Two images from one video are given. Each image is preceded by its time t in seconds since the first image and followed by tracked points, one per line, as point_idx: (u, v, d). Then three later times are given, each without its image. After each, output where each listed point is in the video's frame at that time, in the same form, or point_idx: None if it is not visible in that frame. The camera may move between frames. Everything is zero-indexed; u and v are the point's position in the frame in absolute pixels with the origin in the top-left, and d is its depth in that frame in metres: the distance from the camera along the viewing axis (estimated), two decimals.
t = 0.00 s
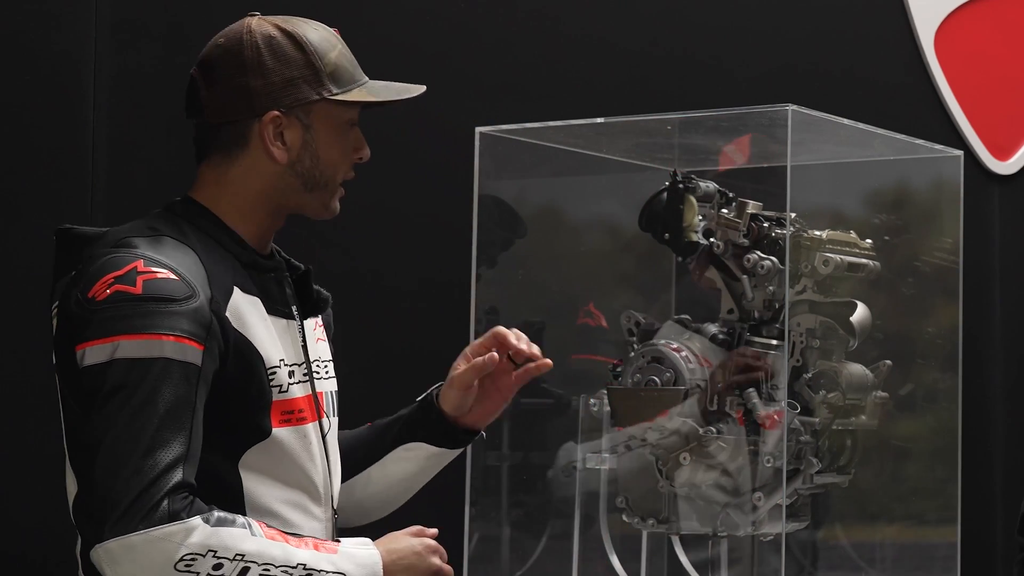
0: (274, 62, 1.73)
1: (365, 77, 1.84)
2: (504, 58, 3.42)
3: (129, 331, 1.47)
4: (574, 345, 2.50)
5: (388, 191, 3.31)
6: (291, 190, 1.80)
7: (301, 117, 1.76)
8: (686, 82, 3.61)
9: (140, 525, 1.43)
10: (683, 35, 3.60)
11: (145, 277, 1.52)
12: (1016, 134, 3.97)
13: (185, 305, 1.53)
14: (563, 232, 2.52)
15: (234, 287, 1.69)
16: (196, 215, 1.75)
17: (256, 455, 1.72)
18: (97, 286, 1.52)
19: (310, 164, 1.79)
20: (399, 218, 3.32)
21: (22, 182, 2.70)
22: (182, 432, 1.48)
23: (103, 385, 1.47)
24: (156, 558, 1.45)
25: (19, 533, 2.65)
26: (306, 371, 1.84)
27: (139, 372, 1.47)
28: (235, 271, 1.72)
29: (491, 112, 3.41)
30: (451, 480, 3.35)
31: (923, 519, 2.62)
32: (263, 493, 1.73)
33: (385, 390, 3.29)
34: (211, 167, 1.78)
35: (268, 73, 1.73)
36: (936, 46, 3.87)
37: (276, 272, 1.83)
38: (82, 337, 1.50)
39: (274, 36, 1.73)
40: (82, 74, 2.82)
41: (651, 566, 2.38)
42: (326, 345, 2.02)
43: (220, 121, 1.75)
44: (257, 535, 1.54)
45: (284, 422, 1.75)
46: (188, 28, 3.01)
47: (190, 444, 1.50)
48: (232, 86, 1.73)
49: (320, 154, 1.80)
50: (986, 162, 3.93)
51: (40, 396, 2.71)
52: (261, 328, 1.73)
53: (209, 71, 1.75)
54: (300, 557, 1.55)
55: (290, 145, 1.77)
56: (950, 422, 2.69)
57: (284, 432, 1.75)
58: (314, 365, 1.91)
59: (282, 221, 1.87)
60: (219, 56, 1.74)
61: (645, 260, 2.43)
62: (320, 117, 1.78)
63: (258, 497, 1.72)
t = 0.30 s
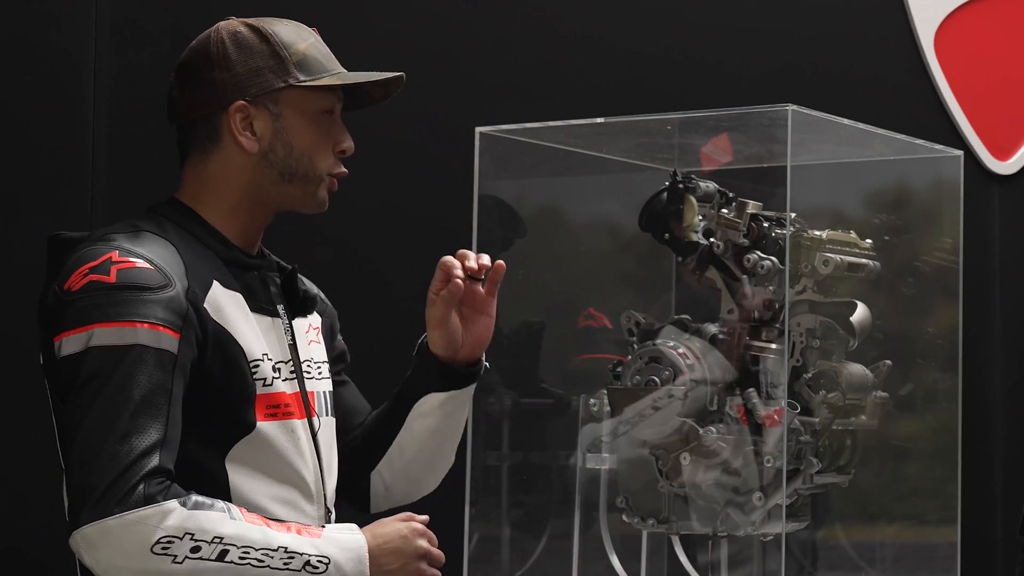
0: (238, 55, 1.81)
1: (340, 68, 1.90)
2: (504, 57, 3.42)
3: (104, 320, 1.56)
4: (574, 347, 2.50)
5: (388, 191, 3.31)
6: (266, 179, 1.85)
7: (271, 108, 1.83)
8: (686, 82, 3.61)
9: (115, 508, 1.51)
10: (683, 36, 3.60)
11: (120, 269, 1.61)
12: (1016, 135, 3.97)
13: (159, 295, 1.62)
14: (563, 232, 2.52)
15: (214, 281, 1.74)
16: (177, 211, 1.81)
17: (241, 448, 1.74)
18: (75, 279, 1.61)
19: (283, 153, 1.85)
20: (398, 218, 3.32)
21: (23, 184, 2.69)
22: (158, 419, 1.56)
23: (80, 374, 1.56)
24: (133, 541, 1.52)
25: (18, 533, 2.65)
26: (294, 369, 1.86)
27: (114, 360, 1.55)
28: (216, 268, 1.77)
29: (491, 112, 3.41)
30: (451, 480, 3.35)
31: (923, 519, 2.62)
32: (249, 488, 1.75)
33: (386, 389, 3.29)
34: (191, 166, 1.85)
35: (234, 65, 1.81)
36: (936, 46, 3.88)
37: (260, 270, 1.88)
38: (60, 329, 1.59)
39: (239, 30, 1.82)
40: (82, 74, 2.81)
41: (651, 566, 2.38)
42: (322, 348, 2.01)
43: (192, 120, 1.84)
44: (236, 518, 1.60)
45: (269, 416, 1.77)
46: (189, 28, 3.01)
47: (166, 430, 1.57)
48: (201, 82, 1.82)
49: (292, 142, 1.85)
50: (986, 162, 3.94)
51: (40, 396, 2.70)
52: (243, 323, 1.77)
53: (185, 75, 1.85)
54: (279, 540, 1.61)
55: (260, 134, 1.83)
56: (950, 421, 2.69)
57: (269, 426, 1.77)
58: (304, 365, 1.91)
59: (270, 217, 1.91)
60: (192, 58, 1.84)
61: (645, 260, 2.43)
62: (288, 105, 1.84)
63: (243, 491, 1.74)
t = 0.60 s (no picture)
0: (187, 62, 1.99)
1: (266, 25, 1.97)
2: (503, 57, 3.42)
3: (77, 309, 1.68)
4: (580, 354, 2.48)
5: (388, 191, 3.31)
6: (212, 161, 1.98)
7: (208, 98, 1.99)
8: (685, 82, 3.61)
9: (75, 492, 1.60)
10: (682, 36, 3.60)
11: (97, 260, 1.73)
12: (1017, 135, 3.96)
13: (134, 287, 1.73)
14: (563, 231, 2.52)
15: (202, 275, 1.85)
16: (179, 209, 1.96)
17: (222, 445, 1.82)
18: (57, 269, 1.75)
19: (218, 133, 1.97)
20: (397, 218, 3.32)
21: (23, 184, 2.70)
22: (126, 407, 1.66)
23: (54, 359, 1.68)
24: (89, 527, 1.61)
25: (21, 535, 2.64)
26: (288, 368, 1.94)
27: (85, 348, 1.66)
28: (213, 266, 1.89)
29: (491, 112, 3.41)
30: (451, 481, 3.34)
31: (923, 519, 2.62)
32: (230, 485, 1.82)
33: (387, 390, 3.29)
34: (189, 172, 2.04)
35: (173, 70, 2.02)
36: (936, 47, 3.88)
37: (260, 271, 1.98)
38: (42, 317, 1.72)
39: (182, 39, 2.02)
40: (82, 75, 2.80)
41: (651, 567, 2.37)
42: (334, 348, 2.11)
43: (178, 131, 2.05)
44: (197, 514, 1.69)
45: (254, 412, 1.85)
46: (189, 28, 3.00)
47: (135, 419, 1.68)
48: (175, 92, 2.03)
49: (222, 122, 1.97)
50: (986, 162, 3.93)
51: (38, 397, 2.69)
52: (231, 320, 1.86)
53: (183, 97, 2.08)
54: (239, 539, 1.71)
55: (196, 124, 2.00)
56: (950, 422, 2.69)
57: (252, 422, 1.84)
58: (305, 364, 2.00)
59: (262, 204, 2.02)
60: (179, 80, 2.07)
61: (645, 260, 2.42)
62: (212, 88, 1.98)
63: (224, 488, 1.81)
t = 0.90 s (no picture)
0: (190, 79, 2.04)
1: (249, 35, 1.97)
2: (504, 57, 3.42)
3: (60, 311, 1.66)
4: (580, 355, 2.50)
5: (388, 191, 3.29)
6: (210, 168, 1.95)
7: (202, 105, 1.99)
8: (686, 82, 3.61)
9: (44, 490, 1.56)
10: (683, 36, 3.60)
11: (82, 263, 1.70)
12: (1017, 135, 3.97)
13: (118, 288, 1.69)
14: (563, 232, 2.52)
15: (196, 274, 1.81)
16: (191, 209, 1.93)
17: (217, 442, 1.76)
18: (50, 275, 1.73)
19: (211, 139, 1.95)
20: (397, 218, 3.31)
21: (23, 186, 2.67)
22: (101, 406, 1.61)
23: (39, 361, 1.66)
24: (53, 524, 1.56)
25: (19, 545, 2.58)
26: (292, 365, 1.86)
27: (64, 349, 1.63)
28: (211, 264, 1.85)
29: (491, 112, 3.41)
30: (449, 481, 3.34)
31: (923, 519, 2.62)
32: (227, 482, 1.76)
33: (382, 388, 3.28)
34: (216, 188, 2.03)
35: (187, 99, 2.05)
36: (936, 47, 3.88)
37: (266, 267, 1.91)
38: (37, 322, 1.71)
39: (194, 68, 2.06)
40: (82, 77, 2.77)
41: (651, 567, 2.38)
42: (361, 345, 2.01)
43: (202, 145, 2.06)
44: (165, 511, 1.61)
45: (249, 409, 1.78)
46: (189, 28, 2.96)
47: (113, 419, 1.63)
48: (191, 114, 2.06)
49: (213, 128, 1.95)
50: (987, 162, 3.93)
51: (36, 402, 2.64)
52: (224, 318, 1.81)
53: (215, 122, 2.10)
54: (203, 536, 1.62)
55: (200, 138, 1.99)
56: (950, 422, 2.69)
57: (247, 420, 1.77)
58: (321, 361, 1.92)
59: (269, 205, 1.95)
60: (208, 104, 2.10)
61: (645, 260, 2.43)
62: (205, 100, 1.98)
63: (221, 485, 1.75)
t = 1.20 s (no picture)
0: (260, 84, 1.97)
1: (312, 42, 1.88)
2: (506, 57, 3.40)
3: (112, 311, 1.65)
4: (580, 356, 2.50)
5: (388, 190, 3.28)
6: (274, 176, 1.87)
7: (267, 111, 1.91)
8: (686, 82, 3.61)
9: (89, 484, 1.56)
10: (683, 36, 3.60)
11: (135, 265, 1.68)
12: (1017, 135, 3.97)
13: (166, 290, 1.66)
14: (563, 232, 2.53)
15: (246, 277, 1.75)
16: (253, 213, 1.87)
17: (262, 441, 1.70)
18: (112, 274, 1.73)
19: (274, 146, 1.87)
20: (399, 218, 3.29)
21: (21, 198, 2.46)
22: (146, 403, 1.60)
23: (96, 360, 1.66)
24: (96, 515, 1.56)
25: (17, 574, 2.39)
26: (342, 367, 1.78)
27: (114, 348, 1.63)
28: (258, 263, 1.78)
29: (491, 112, 3.40)
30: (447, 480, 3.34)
31: (923, 520, 2.62)
32: (272, 479, 1.70)
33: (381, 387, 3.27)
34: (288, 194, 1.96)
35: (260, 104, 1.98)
36: (936, 47, 3.88)
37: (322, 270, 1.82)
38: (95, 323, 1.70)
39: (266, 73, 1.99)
40: (82, 79, 2.58)
41: (651, 566, 2.38)
42: (423, 348, 1.87)
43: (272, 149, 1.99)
44: (202, 501, 1.59)
45: (294, 410, 1.72)
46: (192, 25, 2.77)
47: (158, 417, 1.61)
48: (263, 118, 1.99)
49: (276, 135, 1.87)
50: (987, 162, 3.94)
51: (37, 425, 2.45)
52: (270, 318, 1.74)
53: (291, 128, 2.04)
54: (237, 524, 1.59)
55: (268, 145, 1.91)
56: (950, 422, 2.69)
57: (290, 419, 1.71)
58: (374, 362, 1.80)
59: (330, 213, 1.85)
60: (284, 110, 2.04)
61: (645, 260, 2.43)
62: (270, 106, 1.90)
63: (266, 482, 1.70)
